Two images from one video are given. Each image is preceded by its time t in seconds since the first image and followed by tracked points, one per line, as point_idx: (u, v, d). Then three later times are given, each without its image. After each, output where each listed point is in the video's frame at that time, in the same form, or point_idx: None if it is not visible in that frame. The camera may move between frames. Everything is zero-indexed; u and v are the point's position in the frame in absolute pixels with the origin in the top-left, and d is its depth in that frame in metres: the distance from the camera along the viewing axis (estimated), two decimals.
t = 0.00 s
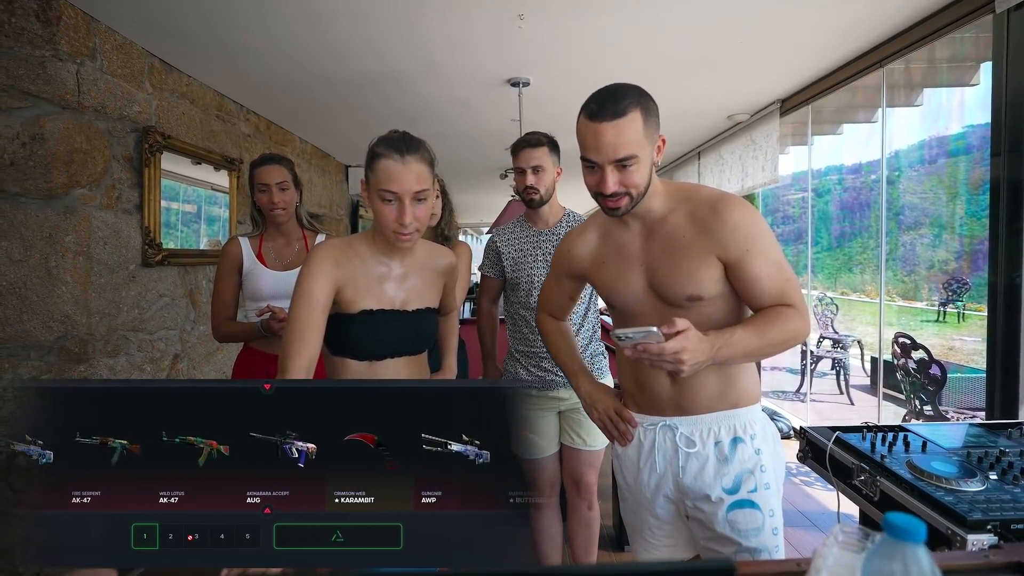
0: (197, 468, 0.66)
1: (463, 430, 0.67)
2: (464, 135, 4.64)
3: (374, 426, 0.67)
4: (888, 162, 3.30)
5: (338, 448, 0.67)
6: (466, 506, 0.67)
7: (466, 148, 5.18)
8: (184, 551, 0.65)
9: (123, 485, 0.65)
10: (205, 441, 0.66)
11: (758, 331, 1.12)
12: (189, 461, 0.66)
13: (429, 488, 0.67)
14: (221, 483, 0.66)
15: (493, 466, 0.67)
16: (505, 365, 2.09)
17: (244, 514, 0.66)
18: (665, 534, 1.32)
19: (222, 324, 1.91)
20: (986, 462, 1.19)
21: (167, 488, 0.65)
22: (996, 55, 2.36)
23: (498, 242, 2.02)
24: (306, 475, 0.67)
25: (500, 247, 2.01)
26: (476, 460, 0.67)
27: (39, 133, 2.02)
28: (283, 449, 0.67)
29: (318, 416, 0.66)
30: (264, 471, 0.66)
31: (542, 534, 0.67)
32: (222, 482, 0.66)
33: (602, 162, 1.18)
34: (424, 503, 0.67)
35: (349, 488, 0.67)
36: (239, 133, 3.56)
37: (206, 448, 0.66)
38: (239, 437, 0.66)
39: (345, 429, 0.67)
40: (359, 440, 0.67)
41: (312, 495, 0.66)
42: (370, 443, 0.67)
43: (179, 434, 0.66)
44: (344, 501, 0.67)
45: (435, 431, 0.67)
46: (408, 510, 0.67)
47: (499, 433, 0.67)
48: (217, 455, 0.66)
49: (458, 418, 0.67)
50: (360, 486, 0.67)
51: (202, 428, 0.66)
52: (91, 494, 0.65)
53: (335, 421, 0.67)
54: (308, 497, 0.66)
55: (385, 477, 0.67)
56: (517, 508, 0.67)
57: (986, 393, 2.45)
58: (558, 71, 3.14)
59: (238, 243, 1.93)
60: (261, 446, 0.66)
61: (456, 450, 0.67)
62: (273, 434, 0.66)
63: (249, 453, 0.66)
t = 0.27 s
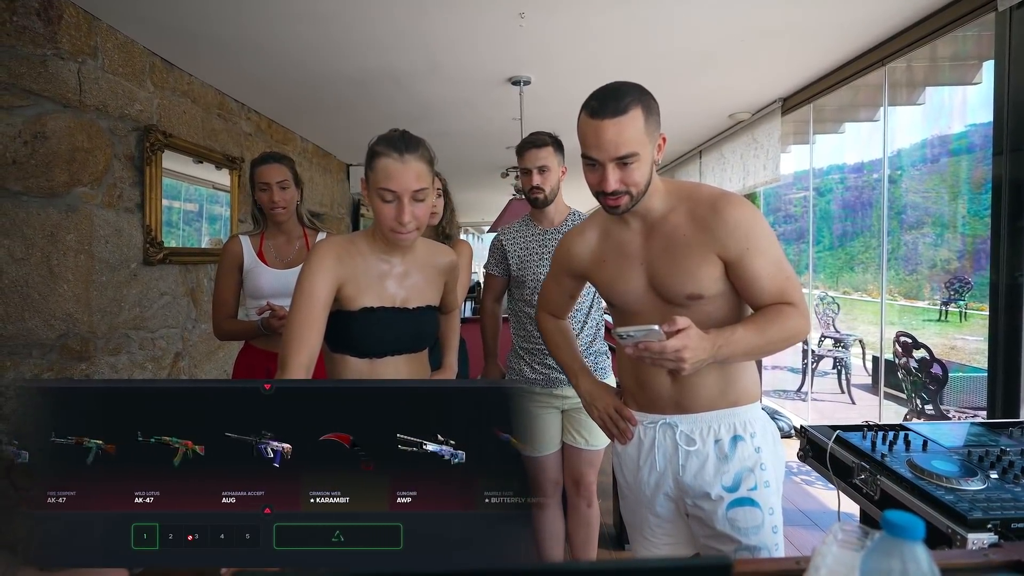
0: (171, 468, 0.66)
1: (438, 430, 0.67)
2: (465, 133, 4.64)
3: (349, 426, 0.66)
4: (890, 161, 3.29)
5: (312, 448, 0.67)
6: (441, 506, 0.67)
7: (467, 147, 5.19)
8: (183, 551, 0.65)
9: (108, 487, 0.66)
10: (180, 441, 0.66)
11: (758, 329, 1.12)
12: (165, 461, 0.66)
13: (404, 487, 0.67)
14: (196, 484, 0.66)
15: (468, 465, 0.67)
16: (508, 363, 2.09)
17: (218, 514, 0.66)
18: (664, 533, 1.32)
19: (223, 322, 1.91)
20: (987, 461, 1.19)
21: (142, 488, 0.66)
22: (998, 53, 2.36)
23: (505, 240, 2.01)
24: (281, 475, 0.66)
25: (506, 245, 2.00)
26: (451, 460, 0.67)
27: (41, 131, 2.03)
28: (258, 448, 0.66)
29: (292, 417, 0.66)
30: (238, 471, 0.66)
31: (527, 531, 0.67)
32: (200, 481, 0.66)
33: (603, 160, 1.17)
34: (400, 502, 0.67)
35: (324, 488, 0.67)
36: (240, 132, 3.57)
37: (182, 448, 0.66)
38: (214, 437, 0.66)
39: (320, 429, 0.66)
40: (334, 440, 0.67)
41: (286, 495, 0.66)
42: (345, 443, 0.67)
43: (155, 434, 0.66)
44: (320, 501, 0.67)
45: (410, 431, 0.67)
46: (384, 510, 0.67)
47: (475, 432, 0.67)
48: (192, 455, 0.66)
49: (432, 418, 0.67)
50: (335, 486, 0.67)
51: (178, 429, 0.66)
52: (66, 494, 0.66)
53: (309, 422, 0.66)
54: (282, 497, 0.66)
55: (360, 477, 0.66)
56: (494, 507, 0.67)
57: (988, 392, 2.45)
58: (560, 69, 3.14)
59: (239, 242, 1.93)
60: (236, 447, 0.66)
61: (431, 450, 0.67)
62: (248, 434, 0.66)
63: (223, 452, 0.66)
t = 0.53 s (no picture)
0: (150, 468, 0.66)
1: (417, 430, 0.67)
2: (466, 132, 4.63)
3: (328, 426, 0.66)
4: (892, 160, 3.29)
5: (292, 448, 0.67)
6: (420, 506, 0.68)
7: (469, 146, 5.18)
8: (183, 551, 0.66)
9: (93, 487, 0.66)
10: (159, 441, 0.66)
11: (760, 326, 1.12)
12: (143, 461, 0.66)
13: (383, 488, 0.67)
14: (174, 484, 0.66)
15: (448, 465, 0.67)
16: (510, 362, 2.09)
17: (195, 514, 0.66)
18: (665, 530, 1.32)
19: (224, 319, 1.91)
20: (988, 459, 1.19)
21: (121, 489, 0.66)
22: (1001, 51, 2.35)
23: (508, 238, 2.01)
24: (260, 475, 0.67)
25: (509, 243, 2.00)
26: (430, 460, 0.67)
27: (43, 129, 2.03)
28: (236, 448, 0.66)
29: (271, 416, 0.66)
30: (217, 471, 0.66)
31: (511, 530, 0.68)
32: (179, 481, 0.66)
33: (605, 157, 1.17)
34: (379, 502, 0.67)
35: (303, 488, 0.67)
36: (241, 130, 3.57)
37: (161, 447, 0.66)
38: (193, 437, 0.66)
39: (299, 429, 0.66)
40: (313, 440, 0.67)
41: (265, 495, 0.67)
42: (324, 443, 0.67)
43: (133, 434, 0.66)
44: (299, 501, 0.67)
45: (389, 432, 0.67)
46: (363, 511, 0.67)
47: (455, 432, 0.67)
48: (171, 455, 0.66)
49: (412, 418, 0.67)
50: (314, 486, 0.67)
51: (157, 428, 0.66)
52: (45, 495, 0.66)
53: (287, 421, 0.66)
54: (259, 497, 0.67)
55: (338, 477, 0.67)
56: (474, 507, 0.68)
57: (990, 391, 2.44)
58: (561, 68, 3.13)
59: (241, 240, 1.93)
60: (214, 447, 0.66)
61: (410, 450, 0.67)
62: (227, 434, 0.66)
63: (202, 452, 0.66)
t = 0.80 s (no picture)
0: (132, 468, 0.66)
1: (400, 430, 0.67)
2: (467, 130, 4.63)
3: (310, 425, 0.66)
4: (894, 159, 3.28)
5: (274, 448, 0.67)
6: (402, 506, 0.68)
7: (470, 144, 5.18)
8: (182, 551, 0.66)
9: (76, 486, 0.66)
10: (141, 441, 0.66)
11: (763, 319, 1.12)
12: (125, 461, 0.66)
13: (365, 488, 0.67)
14: (157, 484, 0.66)
15: (430, 465, 0.67)
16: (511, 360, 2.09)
17: (175, 515, 0.66)
18: (661, 531, 1.32)
19: (227, 318, 1.92)
20: (990, 458, 1.18)
21: (103, 489, 0.66)
22: (1005, 49, 2.34)
23: (512, 235, 2.01)
24: (242, 475, 0.67)
25: (513, 241, 2.00)
26: (412, 460, 0.67)
27: (45, 127, 2.03)
28: (218, 448, 0.66)
29: (254, 416, 0.66)
30: (199, 471, 0.66)
31: (496, 530, 0.68)
32: (160, 482, 0.66)
33: (625, 134, 1.17)
34: (361, 503, 0.67)
35: (285, 488, 0.67)
36: (243, 128, 3.57)
37: (142, 447, 0.66)
38: (174, 437, 0.66)
39: (281, 429, 0.66)
40: (295, 440, 0.67)
41: (247, 495, 0.67)
42: (306, 443, 0.67)
43: (115, 434, 0.66)
44: (281, 501, 0.67)
45: (371, 432, 0.67)
46: (346, 511, 0.67)
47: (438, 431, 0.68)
48: (153, 455, 0.66)
49: (394, 418, 0.67)
50: (296, 486, 0.67)
51: (138, 429, 0.65)
52: (27, 495, 0.65)
53: (269, 421, 0.66)
54: (241, 497, 0.67)
55: (320, 478, 0.67)
56: (456, 506, 0.68)
57: (992, 390, 2.44)
58: (562, 66, 3.13)
59: (242, 238, 1.93)
60: (196, 447, 0.66)
61: (392, 450, 0.68)
62: (206, 435, 0.66)
63: (183, 453, 0.66)
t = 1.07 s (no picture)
0: (117, 467, 0.66)
1: (385, 430, 0.68)
2: (469, 129, 4.63)
3: (294, 425, 0.67)
4: (897, 158, 3.27)
5: (258, 448, 0.67)
6: (385, 507, 0.67)
7: (471, 143, 5.18)
8: (183, 551, 0.66)
9: (60, 485, 0.66)
10: (126, 441, 0.66)
11: (770, 319, 1.12)
12: (109, 461, 0.66)
13: (349, 488, 0.67)
14: (141, 484, 0.66)
15: (414, 465, 0.68)
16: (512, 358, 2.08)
17: (160, 515, 0.66)
18: (662, 532, 1.32)
19: (229, 317, 1.93)
20: (993, 458, 1.18)
21: (88, 488, 0.66)
22: (1008, 48, 2.33)
23: (515, 233, 2.00)
24: (227, 475, 0.67)
25: (516, 238, 1.99)
26: (397, 460, 0.67)
27: (47, 125, 2.02)
28: (203, 448, 0.67)
29: (241, 415, 0.67)
30: (184, 471, 0.66)
31: (482, 531, 0.68)
32: (145, 481, 0.66)
33: (639, 126, 1.17)
34: (345, 503, 0.67)
35: (269, 488, 0.67)
36: (244, 126, 3.57)
37: (127, 447, 0.66)
38: (159, 437, 0.66)
39: (266, 429, 0.67)
40: (280, 440, 0.67)
41: (232, 495, 0.67)
42: (291, 443, 0.67)
43: (100, 434, 0.65)
44: (265, 500, 0.67)
45: (356, 432, 0.67)
46: (330, 511, 0.67)
47: (423, 431, 0.68)
48: (138, 455, 0.66)
49: (379, 418, 0.67)
50: (280, 487, 0.67)
51: (125, 428, 0.66)
52: (11, 495, 0.65)
53: (255, 421, 0.67)
54: (227, 497, 0.67)
55: (306, 477, 0.67)
56: (440, 507, 0.68)
57: (995, 389, 2.43)
58: (564, 64, 3.13)
59: (244, 237, 1.93)
60: (181, 447, 0.66)
61: (378, 450, 0.68)
62: (191, 434, 0.66)
63: (169, 452, 0.66)
